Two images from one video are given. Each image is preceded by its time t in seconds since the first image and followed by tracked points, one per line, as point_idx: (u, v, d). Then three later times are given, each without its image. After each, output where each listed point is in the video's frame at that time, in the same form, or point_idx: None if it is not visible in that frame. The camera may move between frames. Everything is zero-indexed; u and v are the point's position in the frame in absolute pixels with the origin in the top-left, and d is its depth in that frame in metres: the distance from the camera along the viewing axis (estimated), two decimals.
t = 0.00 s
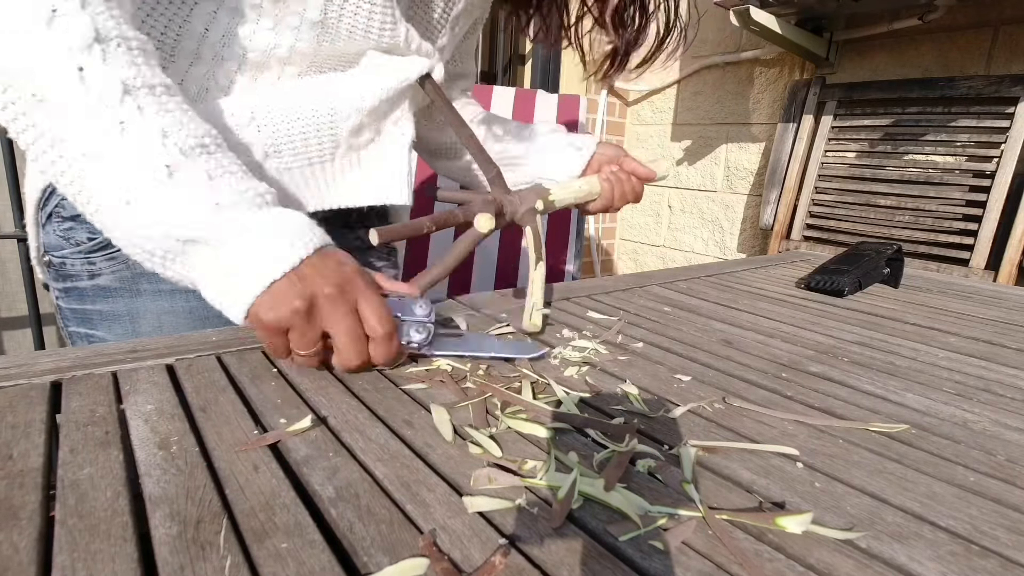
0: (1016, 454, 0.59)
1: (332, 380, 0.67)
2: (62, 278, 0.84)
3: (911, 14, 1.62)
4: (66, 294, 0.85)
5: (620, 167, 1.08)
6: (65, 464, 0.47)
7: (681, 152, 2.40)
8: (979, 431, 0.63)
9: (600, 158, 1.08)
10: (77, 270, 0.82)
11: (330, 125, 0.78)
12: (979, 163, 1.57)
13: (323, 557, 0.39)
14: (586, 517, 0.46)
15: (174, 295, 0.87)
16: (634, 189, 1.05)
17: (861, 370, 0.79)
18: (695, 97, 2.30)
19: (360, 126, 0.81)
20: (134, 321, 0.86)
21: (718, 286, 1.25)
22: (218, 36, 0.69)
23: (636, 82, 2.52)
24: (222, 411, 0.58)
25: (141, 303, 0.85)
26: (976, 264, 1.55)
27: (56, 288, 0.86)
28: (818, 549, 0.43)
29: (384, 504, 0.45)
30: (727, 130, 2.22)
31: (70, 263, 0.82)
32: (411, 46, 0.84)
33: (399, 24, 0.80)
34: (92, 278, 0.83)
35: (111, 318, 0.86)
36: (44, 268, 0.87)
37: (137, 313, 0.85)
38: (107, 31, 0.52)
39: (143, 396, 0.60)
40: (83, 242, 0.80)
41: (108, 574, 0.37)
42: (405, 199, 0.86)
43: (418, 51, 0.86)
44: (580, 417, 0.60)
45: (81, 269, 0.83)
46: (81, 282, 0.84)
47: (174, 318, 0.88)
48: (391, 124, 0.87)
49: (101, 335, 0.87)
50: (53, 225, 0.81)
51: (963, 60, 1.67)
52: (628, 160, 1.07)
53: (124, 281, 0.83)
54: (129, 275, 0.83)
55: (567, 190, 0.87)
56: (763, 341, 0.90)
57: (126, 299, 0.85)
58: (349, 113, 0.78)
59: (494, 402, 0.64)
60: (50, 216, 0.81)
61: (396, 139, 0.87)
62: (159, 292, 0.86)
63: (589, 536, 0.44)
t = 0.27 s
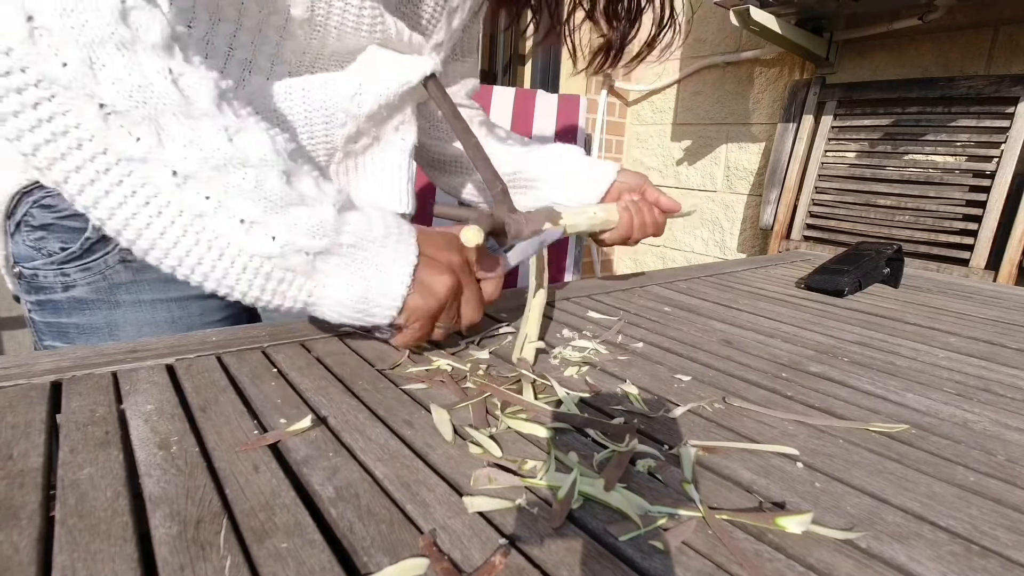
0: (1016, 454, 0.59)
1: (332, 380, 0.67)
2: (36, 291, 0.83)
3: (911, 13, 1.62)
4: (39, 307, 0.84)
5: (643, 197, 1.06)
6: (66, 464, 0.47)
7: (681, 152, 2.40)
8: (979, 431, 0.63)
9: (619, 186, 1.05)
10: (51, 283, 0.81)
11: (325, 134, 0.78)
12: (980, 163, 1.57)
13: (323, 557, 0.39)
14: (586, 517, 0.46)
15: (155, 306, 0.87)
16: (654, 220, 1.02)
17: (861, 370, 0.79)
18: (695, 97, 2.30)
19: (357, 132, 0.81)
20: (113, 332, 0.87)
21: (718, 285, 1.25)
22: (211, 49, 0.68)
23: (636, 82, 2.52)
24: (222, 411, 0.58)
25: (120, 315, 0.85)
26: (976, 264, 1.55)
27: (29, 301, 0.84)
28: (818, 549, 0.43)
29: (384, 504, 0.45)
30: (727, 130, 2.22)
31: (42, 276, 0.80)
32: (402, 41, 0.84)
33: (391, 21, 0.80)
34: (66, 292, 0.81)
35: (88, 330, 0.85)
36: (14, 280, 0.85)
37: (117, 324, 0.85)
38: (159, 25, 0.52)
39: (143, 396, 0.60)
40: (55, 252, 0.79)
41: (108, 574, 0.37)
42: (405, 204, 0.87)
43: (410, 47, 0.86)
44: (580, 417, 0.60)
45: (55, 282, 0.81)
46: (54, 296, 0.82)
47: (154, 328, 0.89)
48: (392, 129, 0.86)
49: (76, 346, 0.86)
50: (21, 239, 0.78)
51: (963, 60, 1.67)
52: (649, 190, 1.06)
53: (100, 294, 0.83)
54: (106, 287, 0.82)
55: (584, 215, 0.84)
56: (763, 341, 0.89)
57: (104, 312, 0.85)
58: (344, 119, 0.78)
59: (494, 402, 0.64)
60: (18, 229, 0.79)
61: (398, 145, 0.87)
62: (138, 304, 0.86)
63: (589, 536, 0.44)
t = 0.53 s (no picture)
0: (1016, 454, 0.59)
1: (332, 380, 0.67)
2: (25, 296, 0.82)
3: (911, 13, 1.62)
4: (30, 312, 0.83)
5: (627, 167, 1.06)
6: (65, 464, 0.47)
7: (681, 152, 2.40)
8: (978, 431, 0.63)
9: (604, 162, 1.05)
10: (43, 287, 0.80)
11: (308, 139, 0.77)
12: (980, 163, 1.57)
13: (323, 557, 0.39)
14: (586, 517, 0.46)
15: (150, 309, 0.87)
16: (641, 189, 1.02)
17: (861, 370, 0.79)
18: (695, 97, 2.30)
19: (343, 135, 0.81)
20: (108, 334, 0.87)
21: (718, 286, 1.25)
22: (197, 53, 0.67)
23: (636, 82, 2.52)
24: (222, 411, 0.58)
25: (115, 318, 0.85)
26: (976, 264, 1.55)
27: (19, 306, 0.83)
28: (818, 549, 0.43)
29: (384, 504, 0.45)
30: (727, 130, 2.22)
31: (32, 280, 0.80)
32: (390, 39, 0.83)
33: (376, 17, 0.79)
34: (60, 295, 0.81)
35: (82, 334, 0.85)
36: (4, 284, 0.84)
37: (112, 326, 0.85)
38: None
39: (143, 396, 0.60)
40: (47, 256, 0.79)
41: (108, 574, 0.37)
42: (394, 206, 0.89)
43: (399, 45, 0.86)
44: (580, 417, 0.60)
45: (47, 286, 0.81)
46: (48, 300, 0.82)
47: (149, 330, 0.89)
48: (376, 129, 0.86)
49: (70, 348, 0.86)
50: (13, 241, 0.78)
51: (963, 60, 1.67)
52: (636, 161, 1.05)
53: (95, 297, 0.83)
54: (100, 290, 0.82)
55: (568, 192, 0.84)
56: (763, 341, 0.89)
57: (99, 315, 0.85)
58: (326, 121, 0.77)
59: (495, 402, 0.64)
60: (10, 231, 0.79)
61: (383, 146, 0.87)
62: (134, 306, 0.86)
63: (589, 536, 0.44)
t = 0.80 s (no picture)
0: (1016, 454, 0.59)
1: (332, 379, 0.67)
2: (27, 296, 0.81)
3: (911, 13, 1.62)
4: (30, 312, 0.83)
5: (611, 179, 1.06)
6: (66, 464, 0.47)
7: (681, 152, 2.40)
8: (978, 431, 0.63)
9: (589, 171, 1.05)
10: (47, 288, 0.80)
11: (317, 139, 0.77)
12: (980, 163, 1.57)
13: (323, 557, 0.39)
14: (586, 517, 0.46)
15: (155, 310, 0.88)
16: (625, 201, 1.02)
17: (861, 370, 0.79)
18: (695, 97, 2.30)
19: (348, 136, 0.81)
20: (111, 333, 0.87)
21: (718, 286, 1.25)
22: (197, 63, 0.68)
23: (636, 82, 2.52)
24: (222, 411, 0.58)
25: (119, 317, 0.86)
26: (976, 264, 1.55)
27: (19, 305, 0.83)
28: (818, 549, 0.43)
29: (384, 504, 0.45)
30: (727, 130, 2.22)
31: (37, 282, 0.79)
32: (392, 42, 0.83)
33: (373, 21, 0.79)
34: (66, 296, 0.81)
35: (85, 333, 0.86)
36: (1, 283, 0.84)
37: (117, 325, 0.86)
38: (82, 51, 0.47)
39: (143, 396, 0.60)
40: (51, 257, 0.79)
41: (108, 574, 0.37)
42: (396, 207, 0.90)
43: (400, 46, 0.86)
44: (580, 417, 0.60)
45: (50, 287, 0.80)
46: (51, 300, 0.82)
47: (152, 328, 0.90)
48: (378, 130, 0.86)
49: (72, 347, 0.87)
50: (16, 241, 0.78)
51: (963, 60, 1.67)
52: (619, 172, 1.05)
53: (99, 298, 0.84)
54: (103, 291, 0.83)
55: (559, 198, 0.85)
56: (763, 341, 0.89)
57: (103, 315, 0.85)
58: (335, 122, 0.78)
59: (495, 402, 0.64)
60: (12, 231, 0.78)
61: (386, 145, 0.87)
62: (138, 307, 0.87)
63: (589, 536, 0.44)
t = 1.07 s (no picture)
0: (1015, 454, 0.59)
1: (332, 380, 0.67)
2: (20, 297, 0.82)
3: (911, 13, 1.62)
4: (25, 314, 0.83)
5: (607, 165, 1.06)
6: (66, 464, 0.47)
7: (681, 152, 2.40)
8: (978, 431, 0.63)
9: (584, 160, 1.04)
10: (38, 289, 0.80)
11: (305, 140, 0.77)
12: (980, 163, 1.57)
13: (323, 557, 0.39)
14: (586, 517, 0.46)
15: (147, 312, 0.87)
16: (623, 187, 1.02)
17: (860, 370, 0.79)
18: (695, 97, 2.30)
19: (337, 137, 0.80)
20: (103, 337, 0.87)
21: (718, 286, 1.25)
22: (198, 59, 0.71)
23: (636, 82, 2.52)
24: (221, 412, 0.58)
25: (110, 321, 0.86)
26: (976, 264, 1.55)
27: (13, 307, 0.83)
28: (818, 550, 0.43)
29: (384, 504, 0.45)
30: (727, 130, 2.22)
31: (27, 283, 0.80)
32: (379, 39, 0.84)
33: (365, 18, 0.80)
34: (55, 298, 0.81)
35: (77, 337, 0.86)
36: None
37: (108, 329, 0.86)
38: (119, 53, 0.51)
39: (143, 396, 0.60)
40: (40, 259, 0.79)
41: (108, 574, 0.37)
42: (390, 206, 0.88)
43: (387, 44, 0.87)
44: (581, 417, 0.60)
45: (41, 288, 0.80)
46: (42, 303, 0.82)
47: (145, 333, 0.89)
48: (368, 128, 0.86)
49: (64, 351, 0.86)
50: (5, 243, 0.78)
51: (963, 60, 1.67)
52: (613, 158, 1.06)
53: (89, 300, 0.83)
54: (94, 293, 0.83)
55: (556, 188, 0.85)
56: (763, 341, 0.89)
57: (94, 319, 0.85)
58: (323, 121, 0.77)
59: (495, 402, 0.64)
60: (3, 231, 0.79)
61: (377, 144, 0.87)
62: (130, 310, 0.86)
63: (589, 536, 0.44)
